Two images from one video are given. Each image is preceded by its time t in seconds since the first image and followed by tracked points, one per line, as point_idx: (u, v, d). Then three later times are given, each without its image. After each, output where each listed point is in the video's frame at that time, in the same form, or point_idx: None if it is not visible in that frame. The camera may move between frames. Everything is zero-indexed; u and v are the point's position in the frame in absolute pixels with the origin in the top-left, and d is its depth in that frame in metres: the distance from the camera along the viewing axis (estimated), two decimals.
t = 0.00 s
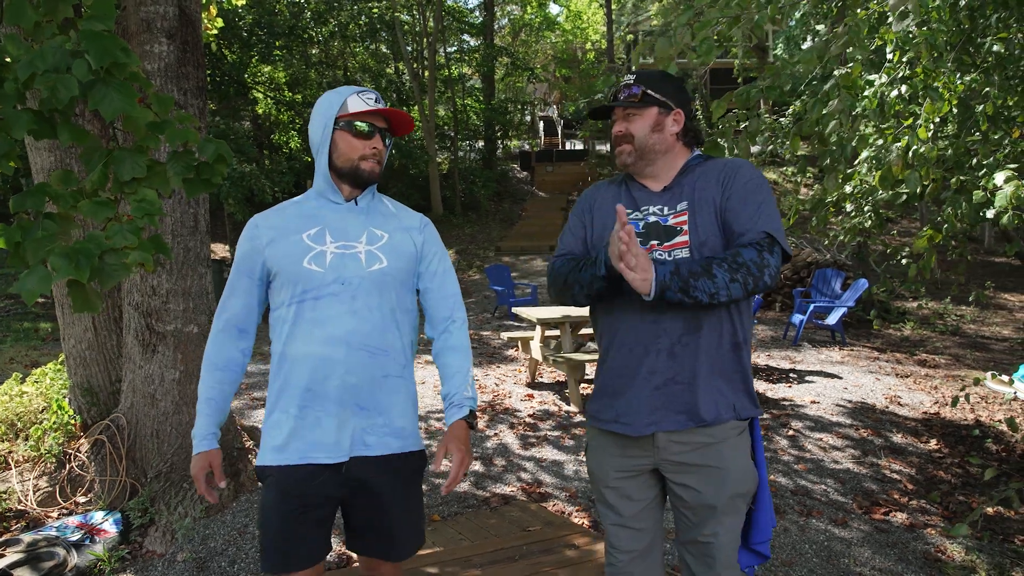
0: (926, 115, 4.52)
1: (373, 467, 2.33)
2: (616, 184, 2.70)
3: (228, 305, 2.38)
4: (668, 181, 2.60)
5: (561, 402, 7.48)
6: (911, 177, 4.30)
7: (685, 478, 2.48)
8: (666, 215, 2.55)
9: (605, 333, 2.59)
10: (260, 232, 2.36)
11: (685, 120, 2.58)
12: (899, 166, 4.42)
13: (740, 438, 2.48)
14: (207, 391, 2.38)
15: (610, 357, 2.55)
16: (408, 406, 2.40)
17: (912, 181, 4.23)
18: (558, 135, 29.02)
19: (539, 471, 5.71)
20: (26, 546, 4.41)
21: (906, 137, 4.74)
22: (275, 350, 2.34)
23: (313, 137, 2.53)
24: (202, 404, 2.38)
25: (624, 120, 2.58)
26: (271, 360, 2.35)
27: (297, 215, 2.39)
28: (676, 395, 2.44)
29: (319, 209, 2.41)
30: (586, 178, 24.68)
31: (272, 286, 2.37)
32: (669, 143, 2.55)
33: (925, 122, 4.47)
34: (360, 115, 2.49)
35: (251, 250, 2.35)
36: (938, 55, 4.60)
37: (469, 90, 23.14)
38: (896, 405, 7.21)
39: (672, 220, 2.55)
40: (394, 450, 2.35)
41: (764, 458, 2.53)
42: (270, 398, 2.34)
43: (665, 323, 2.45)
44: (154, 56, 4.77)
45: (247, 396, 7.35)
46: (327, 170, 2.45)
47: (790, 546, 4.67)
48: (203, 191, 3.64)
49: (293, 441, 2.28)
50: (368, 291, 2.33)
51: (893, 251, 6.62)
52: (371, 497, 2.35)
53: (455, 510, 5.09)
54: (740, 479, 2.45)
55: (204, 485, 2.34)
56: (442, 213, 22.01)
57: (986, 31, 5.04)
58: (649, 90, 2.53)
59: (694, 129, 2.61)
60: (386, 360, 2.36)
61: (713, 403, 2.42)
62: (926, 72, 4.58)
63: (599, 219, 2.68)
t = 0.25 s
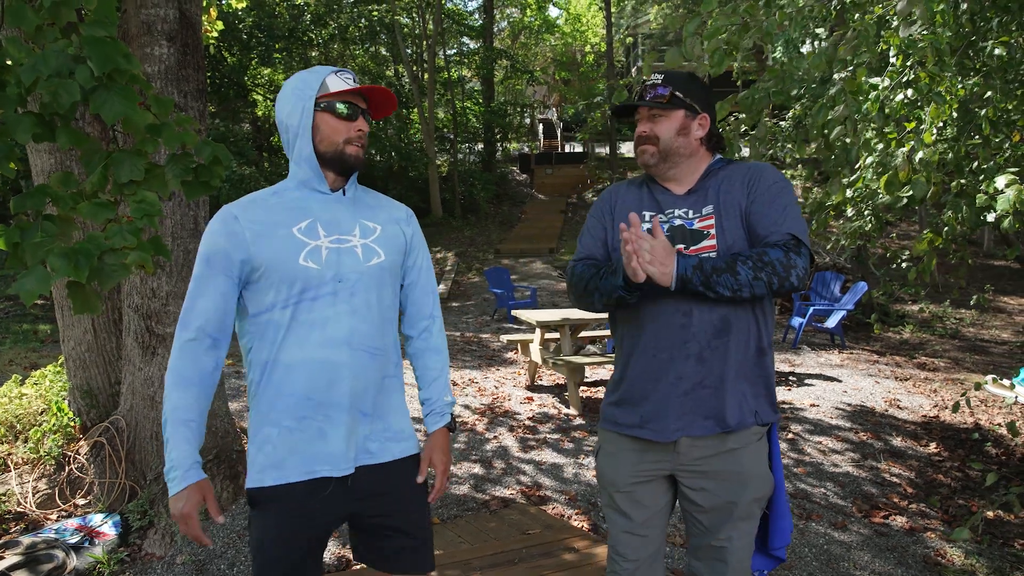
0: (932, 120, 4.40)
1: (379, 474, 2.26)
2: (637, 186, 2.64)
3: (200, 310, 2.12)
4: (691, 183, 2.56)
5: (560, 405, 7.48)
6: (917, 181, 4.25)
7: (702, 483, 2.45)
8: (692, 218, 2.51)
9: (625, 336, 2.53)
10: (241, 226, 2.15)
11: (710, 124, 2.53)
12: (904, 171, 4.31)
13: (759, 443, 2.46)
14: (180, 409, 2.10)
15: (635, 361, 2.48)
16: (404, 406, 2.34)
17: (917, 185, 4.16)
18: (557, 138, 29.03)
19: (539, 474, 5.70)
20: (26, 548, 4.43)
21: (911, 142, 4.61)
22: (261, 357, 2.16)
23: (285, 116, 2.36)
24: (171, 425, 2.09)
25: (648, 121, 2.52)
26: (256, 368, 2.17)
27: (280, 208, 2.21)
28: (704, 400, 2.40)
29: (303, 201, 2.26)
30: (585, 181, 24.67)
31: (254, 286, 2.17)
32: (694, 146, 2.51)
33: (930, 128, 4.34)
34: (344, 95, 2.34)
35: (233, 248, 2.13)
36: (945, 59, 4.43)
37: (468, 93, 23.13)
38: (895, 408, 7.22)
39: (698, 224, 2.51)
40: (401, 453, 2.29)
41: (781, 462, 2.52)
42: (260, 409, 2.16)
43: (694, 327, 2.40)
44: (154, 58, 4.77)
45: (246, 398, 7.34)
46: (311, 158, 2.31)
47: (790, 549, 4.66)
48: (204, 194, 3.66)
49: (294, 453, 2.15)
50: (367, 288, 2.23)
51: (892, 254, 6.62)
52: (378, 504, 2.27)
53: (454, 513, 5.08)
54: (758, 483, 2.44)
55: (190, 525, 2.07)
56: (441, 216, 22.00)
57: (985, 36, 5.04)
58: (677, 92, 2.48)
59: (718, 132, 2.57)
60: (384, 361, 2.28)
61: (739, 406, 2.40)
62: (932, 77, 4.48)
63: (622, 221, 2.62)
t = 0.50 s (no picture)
0: (938, 123, 4.35)
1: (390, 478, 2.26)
2: (648, 190, 2.62)
3: (213, 317, 2.01)
4: (706, 188, 2.55)
5: (564, 409, 7.48)
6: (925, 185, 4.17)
7: (709, 486, 2.46)
8: (707, 221, 2.48)
9: (634, 338, 2.53)
10: (255, 227, 2.08)
11: (723, 129, 2.54)
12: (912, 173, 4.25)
13: (768, 448, 2.47)
14: (197, 422, 1.96)
15: (644, 365, 2.49)
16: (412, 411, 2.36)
17: (926, 189, 4.10)
18: (561, 141, 29.05)
19: (543, 478, 5.70)
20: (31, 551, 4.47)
21: (917, 144, 4.57)
22: (276, 365, 2.09)
23: (289, 115, 2.30)
24: (188, 442, 1.95)
25: (661, 125, 2.52)
26: (269, 377, 2.09)
27: (290, 210, 2.17)
28: (714, 405, 2.41)
29: (312, 202, 2.23)
30: (589, 184, 24.67)
31: (267, 291, 2.10)
32: (707, 151, 2.51)
33: (937, 130, 4.29)
34: (354, 96, 2.33)
35: (248, 251, 2.06)
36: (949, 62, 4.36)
37: (471, 96, 23.16)
38: (900, 411, 7.20)
39: (713, 227, 2.48)
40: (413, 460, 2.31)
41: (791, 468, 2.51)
42: (275, 420, 2.09)
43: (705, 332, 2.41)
44: (159, 64, 4.80)
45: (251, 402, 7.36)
46: (321, 158, 2.27)
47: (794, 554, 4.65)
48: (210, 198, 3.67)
49: (316, 464, 2.10)
50: (381, 291, 2.24)
51: (896, 257, 6.61)
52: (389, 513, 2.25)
53: (458, 516, 5.08)
54: (766, 488, 2.44)
55: (221, 539, 1.91)
56: (445, 219, 22.03)
57: (989, 38, 5.03)
58: (693, 96, 2.47)
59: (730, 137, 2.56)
60: (395, 365, 2.29)
61: (749, 410, 2.41)
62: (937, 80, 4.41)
63: (635, 224, 2.59)
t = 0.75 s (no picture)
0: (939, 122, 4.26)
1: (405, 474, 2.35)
2: (629, 193, 2.55)
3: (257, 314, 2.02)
4: (689, 194, 2.49)
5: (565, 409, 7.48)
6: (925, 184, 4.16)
7: (694, 489, 2.46)
8: (692, 223, 2.40)
9: (612, 342, 2.47)
10: (286, 222, 2.11)
11: (705, 133, 2.53)
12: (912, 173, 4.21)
13: (748, 449, 2.47)
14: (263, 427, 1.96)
15: (620, 372, 2.45)
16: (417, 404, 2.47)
17: (925, 189, 4.10)
18: (565, 141, 29.05)
19: (543, 478, 5.69)
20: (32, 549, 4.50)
21: (919, 144, 4.53)
22: (306, 361, 2.13)
23: (313, 112, 2.34)
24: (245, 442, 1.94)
25: (644, 127, 2.50)
26: (299, 373, 2.13)
27: (312, 206, 2.22)
28: (690, 410, 2.39)
29: (332, 199, 2.30)
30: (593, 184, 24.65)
31: (297, 287, 2.13)
32: (690, 154, 2.48)
33: (938, 131, 4.19)
34: (371, 100, 2.43)
35: (284, 247, 2.08)
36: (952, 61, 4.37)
37: (475, 96, 23.16)
38: (902, 413, 7.18)
39: (698, 230, 2.40)
40: (424, 456, 2.42)
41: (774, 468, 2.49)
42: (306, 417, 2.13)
43: (684, 337, 2.36)
44: (161, 64, 4.82)
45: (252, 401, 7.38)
46: (340, 156, 2.35)
47: (794, 555, 4.64)
48: (211, 198, 3.68)
49: (348, 459, 2.17)
50: (396, 287, 2.35)
51: (898, 258, 6.60)
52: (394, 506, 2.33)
53: (457, 516, 5.08)
54: (749, 488, 2.44)
55: (314, 538, 1.98)
56: (448, 219, 22.04)
57: (991, 38, 5.01)
58: (674, 99, 2.47)
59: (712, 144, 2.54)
60: (406, 360, 2.39)
61: (729, 416, 2.40)
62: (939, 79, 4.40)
63: (614, 227, 2.49)
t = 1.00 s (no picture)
0: (945, 122, 4.25)
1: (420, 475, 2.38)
2: (611, 197, 2.86)
3: (272, 313, 2.05)
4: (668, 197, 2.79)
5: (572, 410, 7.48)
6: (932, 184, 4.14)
7: (671, 492, 2.73)
8: (670, 229, 2.70)
9: (595, 347, 2.77)
10: (299, 222, 2.14)
11: (685, 134, 2.84)
12: (917, 173, 4.27)
13: (728, 451, 2.74)
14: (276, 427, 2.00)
15: (598, 373, 2.76)
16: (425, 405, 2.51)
17: (930, 190, 4.08)
18: (577, 141, 29.01)
19: (547, 479, 5.69)
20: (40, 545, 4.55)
21: (924, 144, 4.45)
22: (320, 360, 2.16)
23: (326, 112, 2.35)
24: (259, 440, 1.98)
25: (626, 132, 2.81)
26: (312, 373, 2.16)
27: (324, 206, 2.25)
28: (667, 412, 2.68)
29: (343, 199, 2.32)
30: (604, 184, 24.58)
31: (310, 287, 2.16)
32: (670, 155, 2.79)
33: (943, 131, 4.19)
34: (383, 104, 2.47)
35: (298, 248, 2.11)
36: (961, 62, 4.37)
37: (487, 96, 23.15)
38: (912, 418, 7.13)
39: (677, 235, 2.70)
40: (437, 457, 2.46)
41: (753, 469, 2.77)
42: (319, 417, 2.17)
43: (660, 340, 2.66)
44: (170, 63, 4.85)
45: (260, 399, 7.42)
46: (352, 157, 2.36)
47: (799, 559, 4.62)
48: (217, 197, 3.71)
49: (361, 459, 2.21)
50: (406, 288, 2.40)
51: (907, 261, 6.56)
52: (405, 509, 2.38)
53: (461, 516, 5.09)
54: (729, 490, 2.70)
55: (313, 545, 2.04)
56: (459, 218, 22.06)
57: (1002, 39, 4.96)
58: (654, 102, 2.78)
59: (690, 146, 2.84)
60: (415, 360, 2.43)
61: (702, 418, 2.67)
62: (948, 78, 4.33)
63: (595, 232, 2.82)
